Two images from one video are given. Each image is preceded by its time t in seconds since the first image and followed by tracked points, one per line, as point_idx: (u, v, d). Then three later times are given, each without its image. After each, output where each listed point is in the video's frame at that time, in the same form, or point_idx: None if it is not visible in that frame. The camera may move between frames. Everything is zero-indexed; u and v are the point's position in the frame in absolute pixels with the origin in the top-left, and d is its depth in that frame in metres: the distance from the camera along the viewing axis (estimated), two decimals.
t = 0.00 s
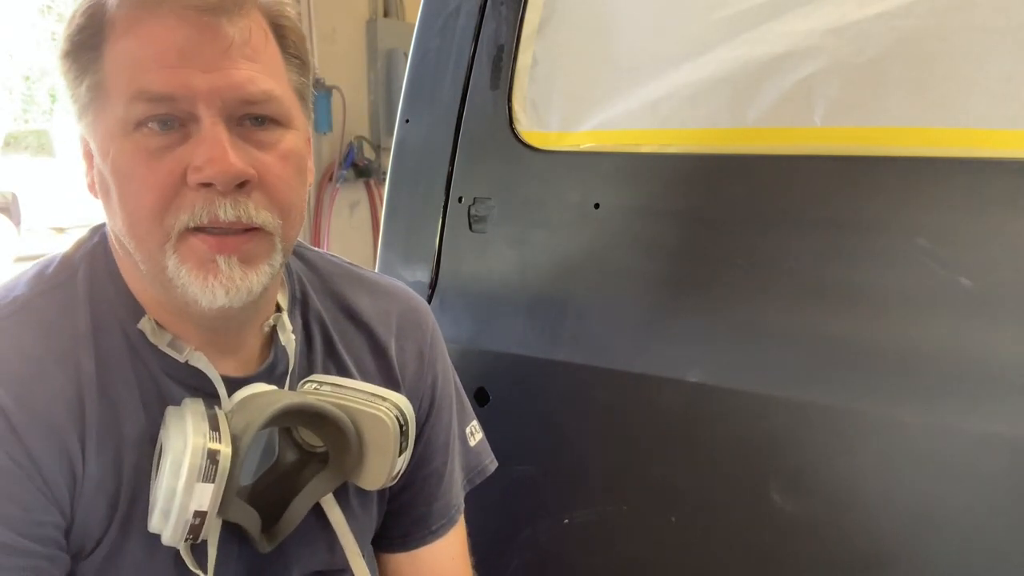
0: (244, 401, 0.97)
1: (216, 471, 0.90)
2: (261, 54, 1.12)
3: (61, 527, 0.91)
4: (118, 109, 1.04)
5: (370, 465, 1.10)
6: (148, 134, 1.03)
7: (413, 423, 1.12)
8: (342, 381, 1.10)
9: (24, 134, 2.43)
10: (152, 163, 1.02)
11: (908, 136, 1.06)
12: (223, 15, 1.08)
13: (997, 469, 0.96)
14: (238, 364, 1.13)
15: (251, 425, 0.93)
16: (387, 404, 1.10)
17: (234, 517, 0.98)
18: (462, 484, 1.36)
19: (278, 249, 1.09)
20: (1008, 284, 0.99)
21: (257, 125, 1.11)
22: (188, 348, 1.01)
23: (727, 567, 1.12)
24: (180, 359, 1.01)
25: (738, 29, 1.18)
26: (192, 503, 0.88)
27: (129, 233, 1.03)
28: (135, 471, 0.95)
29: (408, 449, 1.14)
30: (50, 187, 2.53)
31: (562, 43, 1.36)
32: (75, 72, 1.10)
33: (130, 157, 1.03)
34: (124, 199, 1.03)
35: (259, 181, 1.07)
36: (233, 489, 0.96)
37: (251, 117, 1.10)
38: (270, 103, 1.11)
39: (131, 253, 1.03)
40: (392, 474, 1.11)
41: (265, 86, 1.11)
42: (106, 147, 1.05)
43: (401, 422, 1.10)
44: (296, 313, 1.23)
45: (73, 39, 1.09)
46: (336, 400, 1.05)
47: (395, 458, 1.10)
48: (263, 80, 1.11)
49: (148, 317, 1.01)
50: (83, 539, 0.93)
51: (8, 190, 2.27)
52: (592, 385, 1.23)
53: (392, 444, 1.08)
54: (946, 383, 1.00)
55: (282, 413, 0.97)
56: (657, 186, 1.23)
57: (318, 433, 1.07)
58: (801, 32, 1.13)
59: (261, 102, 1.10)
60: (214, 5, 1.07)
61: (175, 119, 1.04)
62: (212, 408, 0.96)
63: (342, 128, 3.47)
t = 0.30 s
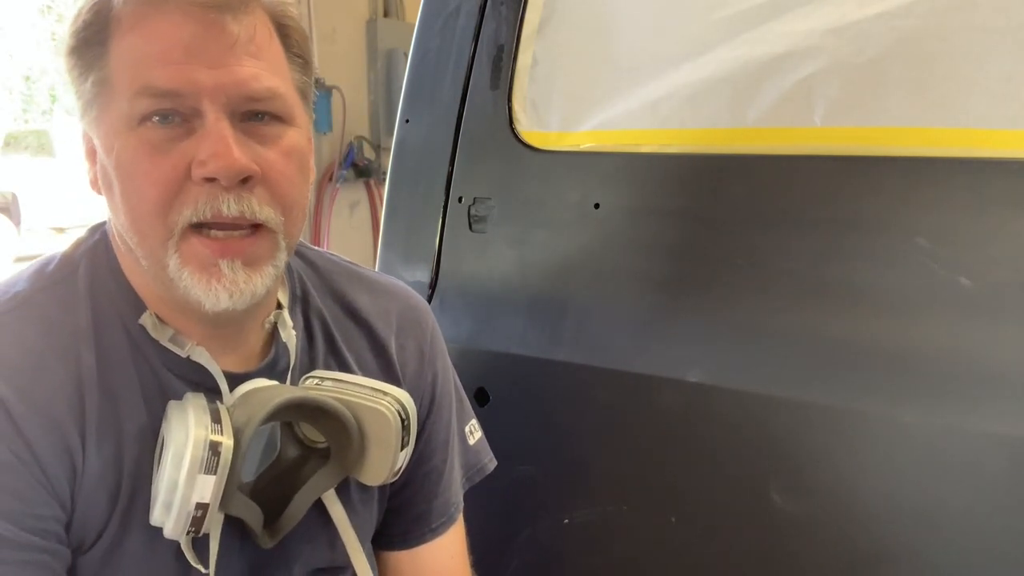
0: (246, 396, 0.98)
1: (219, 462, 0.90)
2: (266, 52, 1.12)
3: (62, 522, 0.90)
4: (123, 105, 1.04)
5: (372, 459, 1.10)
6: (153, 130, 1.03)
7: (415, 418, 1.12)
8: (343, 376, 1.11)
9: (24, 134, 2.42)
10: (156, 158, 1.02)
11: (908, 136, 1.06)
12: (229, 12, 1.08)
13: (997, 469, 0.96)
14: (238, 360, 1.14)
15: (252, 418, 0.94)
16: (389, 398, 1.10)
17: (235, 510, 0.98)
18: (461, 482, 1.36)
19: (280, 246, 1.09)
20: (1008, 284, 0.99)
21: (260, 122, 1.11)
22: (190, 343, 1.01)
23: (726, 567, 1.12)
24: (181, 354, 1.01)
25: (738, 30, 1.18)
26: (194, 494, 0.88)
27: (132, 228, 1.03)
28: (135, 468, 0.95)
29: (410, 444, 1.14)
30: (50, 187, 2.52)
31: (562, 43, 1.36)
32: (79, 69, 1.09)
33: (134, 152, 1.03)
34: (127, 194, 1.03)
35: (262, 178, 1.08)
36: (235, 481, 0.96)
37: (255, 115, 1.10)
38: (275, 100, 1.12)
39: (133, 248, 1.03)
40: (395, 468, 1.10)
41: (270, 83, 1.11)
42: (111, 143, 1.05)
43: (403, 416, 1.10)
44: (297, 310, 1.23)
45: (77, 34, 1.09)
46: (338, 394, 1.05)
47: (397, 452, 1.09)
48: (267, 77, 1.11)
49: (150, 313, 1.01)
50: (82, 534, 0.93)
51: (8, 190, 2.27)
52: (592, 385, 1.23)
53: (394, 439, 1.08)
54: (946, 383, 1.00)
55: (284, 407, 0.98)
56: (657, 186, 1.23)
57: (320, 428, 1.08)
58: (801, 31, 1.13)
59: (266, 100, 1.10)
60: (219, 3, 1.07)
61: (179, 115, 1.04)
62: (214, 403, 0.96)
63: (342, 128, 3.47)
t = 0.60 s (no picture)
0: (248, 401, 0.97)
1: (222, 470, 0.90)
2: (291, 71, 1.12)
3: (63, 525, 0.90)
4: (141, 103, 1.04)
5: (373, 467, 1.10)
6: (166, 134, 1.03)
7: (417, 426, 1.12)
8: (346, 383, 1.10)
9: (24, 134, 2.42)
10: (165, 163, 1.02)
11: (908, 136, 1.06)
12: (260, 28, 1.08)
13: (996, 469, 0.96)
14: (238, 364, 1.13)
15: (255, 425, 0.93)
16: (391, 406, 1.10)
17: (236, 516, 0.98)
18: (460, 485, 1.36)
19: (275, 266, 1.08)
20: (1008, 284, 0.99)
21: (274, 141, 1.10)
22: (193, 347, 1.02)
23: (727, 567, 1.12)
24: (184, 358, 1.01)
25: (738, 30, 1.18)
26: (197, 502, 0.88)
27: (134, 228, 1.03)
28: (137, 470, 0.95)
29: (410, 451, 1.14)
30: (50, 187, 2.52)
31: (562, 43, 1.36)
32: (107, 58, 1.10)
33: (145, 153, 1.03)
34: (133, 193, 1.03)
35: (264, 197, 1.07)
36: (237, 488, 0.96)
37: (270, 132, 1.10)
38: (292, 120, 1.11)
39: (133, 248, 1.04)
40: (395, 476, 1.12)
41: (289, 103, 1.11)
42: (125, 139, 1.05)
43: (405, 424, 1.11)
44: (300, 316, 1.23)
45: (110, 25, 1.09)
46: (341, 401, 1.05)
47: (398, 460, 1.10)
48: (288, 97, 1.11)
49: (153, 316, 1.01)
50: (84, 537, 0.93)
51: (8, 190, 2.27)
52: (593, 385, 1.23)
53: (396, 447, 1.09)
54: (945, 382, 1.00)
55: (288, 414, 0.98)
56: (657, 186, 1.23)
57: (321, 434, 1.08)
58: (801, 32, 1.13)
59: (283, 119, 1.10)
60: (254, 20, 1.07)
61: (194, 123, 1.04)
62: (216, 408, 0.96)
63: (342, 128, 3.47)
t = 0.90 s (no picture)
0: (254, 404, 0.97)
1: (228, 473, 0.90)
2: (302, 71, 1.13)
3: (69, 526, 0.91)
4: (151, 102, 1.04)
5: (377, 470, 1.10)
6: (176, 133, 1.03)
7: (422, 429, 1.13)
8: (352, 386, 1.10)
9: (24, 134, 2.41)
10: (175, 162, 1.02)
11: (908, 136, 1.06)
12: (271, 28, 1.08)
13: (995, 467, 0.97)
14: (245, 366, 1.14)
15: (262, 427, 0.93)
16: (397, 410, 1.10)
17: (242, 518, 0.98)
18: (466, 487, 1.35)
19: (284, 264, 1.08)
20: (1006, 283, 0.99)
21: (282, 140, 1.11)
22: (200, 348, 1.02)
23: (727, 566, 1.13)
24: (191, 359, 1.01)
25: (738, 30, 1.18)
26: (203, 505, 0.89)
27: (144, 227, 1.03)
28: (141, 470, 0.95)
29: (415, 454, 1.14)
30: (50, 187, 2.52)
31: (562, 43, 1.36)
32: (117, 57, 1.10)
33: (155, 152, 1.03)
34: (142, 192, 1.03)
35: (274, 196, 1.07)
36: (243, 491, 0.96)
37: (279, 131, 1.10)
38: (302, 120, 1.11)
39: (142, 246, 1.04)
40: (400, 479, 1.12)
41: (299, 102, 1.11)
42: (135, 138, 1.05)
43: (410, 428, 1.11)
44: (306, 319, 1.23)
45: (122, 24, 1.10)
46: (347, 404, 1.06)
47: (403, 463, 1.10)
48: (298, 96, 1.11)
49: (160, 317, 1.01)
50: (90, 538, 0.93)
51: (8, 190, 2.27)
52: (593, 385, 1.23)
53: (401, 450, 1.09)
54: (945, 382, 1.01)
55: (294, 416, 0.98)
56: (658, 186, 1.23)
57: (327, 436, 1.08)
58: (802, 32, 1.13)
59: (293, 118, 1.10)
60: (265, 20, 1.07)
61: (204, 122, 1.04)
62: (223, 411, 0.96)
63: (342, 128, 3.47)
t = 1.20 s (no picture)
0: (253, 406, 0.97)
1: (227, 476, 0.90)
2: (303, 73, 1.13)
3: (67, 527, 0.90)
4: (151, 104, 1.04)
5: (376, 471, 1.10)
6: (176, 134, 1.03)
7: (420, 430, 1.13)
8: (350, 388, 1.10)
9: (24, 134, 2.40)
10: (176, 163, 1.02)
11: (908, 135, 1.06)
12: (271, 29, 1.08)
13: (995, 468, 0.97)
14: (244, 366, 1.14)
15: (260, 430, 0.94)
16: (395, 410, 1.10)
17: (241, 521, 0.98)
18: (465, 487, 1.35)
19: (285, 266, 1.09)
20: (1007, 283, 0.99)
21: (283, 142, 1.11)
22: (198, 350, 1.02)
23: (728, 567, 1.12)
24: (189, 360, 1.01)
25: (738, 30, 1.18)
26: (202, 507, 0.88)
27: (143, 227, 1.03)
28: (140, 471, 0.95)
29: (414, 455, 1.14)
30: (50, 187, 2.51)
31: (562, 43, 1.36)
32: (117, 58, 1.10)
33: (155, 153, 1.02)
34: (142, 192, 1.03)
35: (275, 198, 1.08)
36: (243, 494, 0.95)
37: (280, 133, 1.10)
38: (302, 122, 1.12)
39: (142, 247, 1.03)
40: (398, 480, 1.11)
41: (300, 104, 1.11)
42: (136, 139, 1.05)
43: (408, 429, 1.11)
44: (304, 318, 1.23)
45: (123, 24, 1.09)
46: (345, 406, 1.05)
47: (402, 464, 1.10)
48: (299, 98, 1.11)
49: (159, 319, 1.01)
50: (89, 540, 0.93)
51: (8, 190, 2.26)
52: (593, 385, 1.23)
53: (400, 451, 1.09)
54: (945, 383, 1.01)
55: (292, 418, 0.98)
56: (658, 186, 1.23)
57: (325, 437, 1.08)
58: (802, 31, 1.13)
59: (293, 120, 1.10)
60: (266, 22, 1.07)
61: (205, 124, 1.04)
62: (222, 413, 0.96)
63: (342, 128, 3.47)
